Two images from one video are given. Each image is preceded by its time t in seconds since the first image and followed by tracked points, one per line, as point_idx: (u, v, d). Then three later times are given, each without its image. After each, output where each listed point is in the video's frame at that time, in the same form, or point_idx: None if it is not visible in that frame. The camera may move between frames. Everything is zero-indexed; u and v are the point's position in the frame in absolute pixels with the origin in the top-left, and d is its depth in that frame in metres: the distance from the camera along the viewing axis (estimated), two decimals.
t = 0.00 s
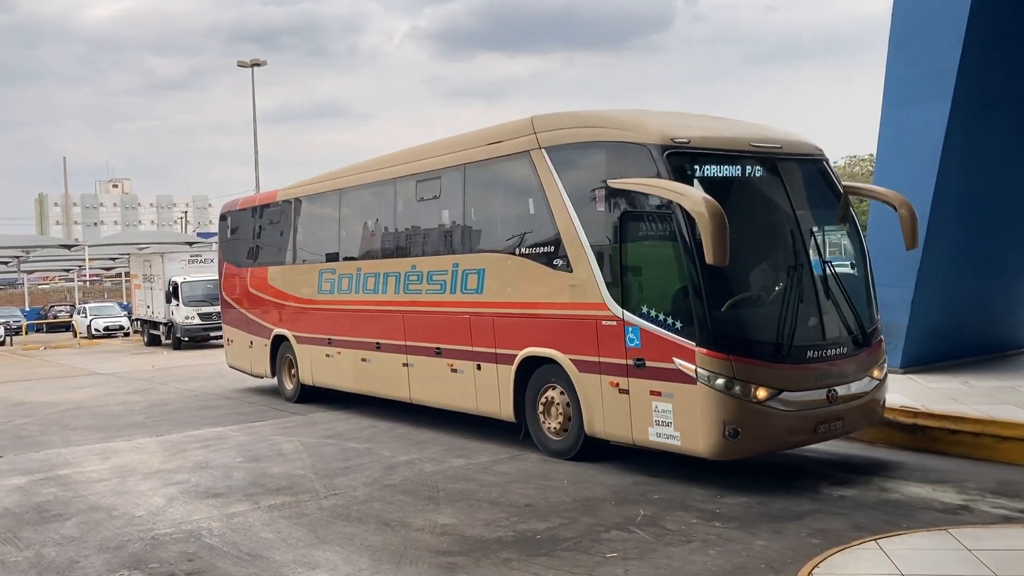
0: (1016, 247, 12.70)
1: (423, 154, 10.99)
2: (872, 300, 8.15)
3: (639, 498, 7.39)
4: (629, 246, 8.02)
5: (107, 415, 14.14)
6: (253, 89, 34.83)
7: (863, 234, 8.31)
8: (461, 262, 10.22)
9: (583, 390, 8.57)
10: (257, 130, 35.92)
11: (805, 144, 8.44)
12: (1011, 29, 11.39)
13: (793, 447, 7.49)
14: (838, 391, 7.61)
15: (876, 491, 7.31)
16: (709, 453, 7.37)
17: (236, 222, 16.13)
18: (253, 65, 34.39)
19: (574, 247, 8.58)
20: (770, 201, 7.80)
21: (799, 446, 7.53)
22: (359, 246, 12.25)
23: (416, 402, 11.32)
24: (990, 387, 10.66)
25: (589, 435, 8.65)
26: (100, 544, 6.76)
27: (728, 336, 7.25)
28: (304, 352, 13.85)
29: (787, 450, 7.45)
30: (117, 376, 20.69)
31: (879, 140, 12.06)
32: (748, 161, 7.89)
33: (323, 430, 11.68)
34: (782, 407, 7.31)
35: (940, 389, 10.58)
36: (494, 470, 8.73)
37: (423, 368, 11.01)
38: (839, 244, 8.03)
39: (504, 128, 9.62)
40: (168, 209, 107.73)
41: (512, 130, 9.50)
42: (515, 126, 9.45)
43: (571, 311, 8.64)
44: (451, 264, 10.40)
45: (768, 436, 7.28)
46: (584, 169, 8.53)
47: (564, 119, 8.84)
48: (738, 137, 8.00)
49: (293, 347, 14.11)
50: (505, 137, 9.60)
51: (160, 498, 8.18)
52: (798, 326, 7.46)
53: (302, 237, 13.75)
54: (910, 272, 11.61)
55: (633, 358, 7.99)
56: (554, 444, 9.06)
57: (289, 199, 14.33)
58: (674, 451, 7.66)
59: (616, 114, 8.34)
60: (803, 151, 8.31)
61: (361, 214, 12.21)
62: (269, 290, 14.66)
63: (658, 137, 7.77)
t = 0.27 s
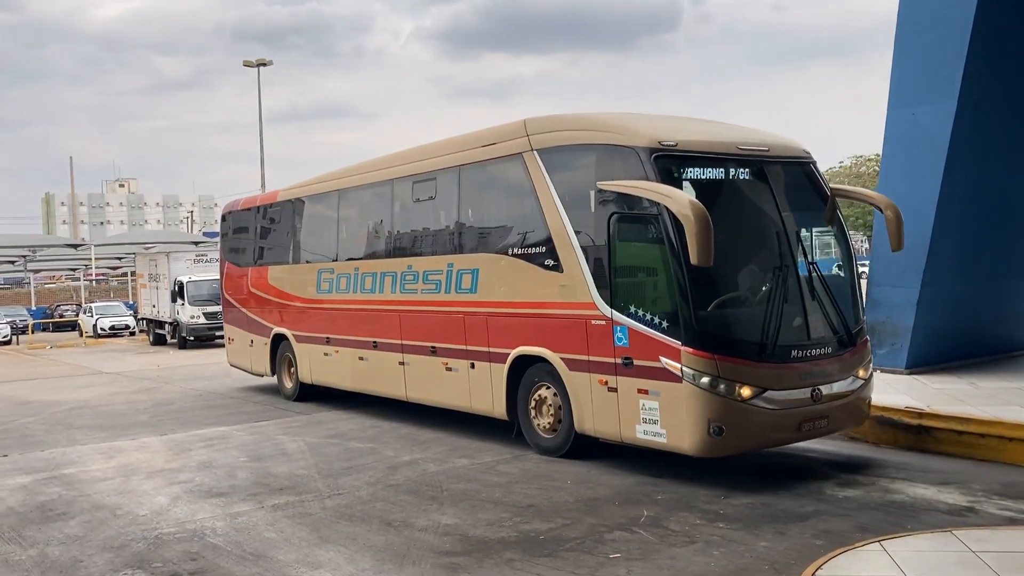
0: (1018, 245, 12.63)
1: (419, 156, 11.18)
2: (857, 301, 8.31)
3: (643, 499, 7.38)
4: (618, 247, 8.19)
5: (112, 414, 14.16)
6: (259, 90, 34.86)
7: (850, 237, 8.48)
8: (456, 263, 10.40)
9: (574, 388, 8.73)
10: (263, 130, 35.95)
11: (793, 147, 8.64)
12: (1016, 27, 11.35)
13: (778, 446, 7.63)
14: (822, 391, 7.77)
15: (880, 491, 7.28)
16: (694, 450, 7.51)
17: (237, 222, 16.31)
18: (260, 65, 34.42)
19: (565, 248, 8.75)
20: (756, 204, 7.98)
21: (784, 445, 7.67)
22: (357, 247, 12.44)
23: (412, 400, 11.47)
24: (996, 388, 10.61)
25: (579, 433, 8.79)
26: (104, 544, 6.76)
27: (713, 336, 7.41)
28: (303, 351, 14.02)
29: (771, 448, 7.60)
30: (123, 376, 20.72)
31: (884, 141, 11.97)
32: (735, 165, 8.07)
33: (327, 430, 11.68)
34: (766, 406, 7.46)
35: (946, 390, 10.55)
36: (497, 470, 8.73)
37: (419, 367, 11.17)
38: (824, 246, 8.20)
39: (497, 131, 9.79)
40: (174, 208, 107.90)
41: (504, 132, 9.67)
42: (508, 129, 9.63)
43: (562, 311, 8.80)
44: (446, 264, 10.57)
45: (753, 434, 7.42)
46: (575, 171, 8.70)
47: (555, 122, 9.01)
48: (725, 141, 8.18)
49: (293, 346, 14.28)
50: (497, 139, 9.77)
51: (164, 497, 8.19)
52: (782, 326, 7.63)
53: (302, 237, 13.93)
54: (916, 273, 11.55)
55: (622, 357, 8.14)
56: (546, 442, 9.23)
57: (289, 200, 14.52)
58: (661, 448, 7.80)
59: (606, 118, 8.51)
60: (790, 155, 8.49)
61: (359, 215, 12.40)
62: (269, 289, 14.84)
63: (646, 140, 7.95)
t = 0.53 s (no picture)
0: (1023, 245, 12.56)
1: (416, 158, 11.35)
2: (844, 302, 8.44)
3: (647, 499, 7.37)
4: (607, 248, 8.33)
5: (119, 413, 14.20)
6: (266, 90, 34.92)
7: (838, 239, 8.62)
8: (451, 262, 10.55)
9: (565, 386, 8.88)
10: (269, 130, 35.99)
11: (781, 149, 8.80)
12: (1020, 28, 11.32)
13: (762, 443, 7.79)
14: (808, 389, 7.92)
15: (885, 492, 7.26)
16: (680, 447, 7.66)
17: (240, 222, 16.50)
18: (267, 64, 34.47)
19: (557, 249, 8.90)
20: (744, 206, 8.13)
21: (768, 442, 7.82)
22: (356, 247, 12.61)
23: (409, 398, 11.64)
24: (1004, 389, 10.57)
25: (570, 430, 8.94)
26: (109, 542, 6.78)
27: (699, 335, 7.56)
28: (303, 349, 14.20)
29: (756, 446, 7.75)
30: (130, 374, 20.76)
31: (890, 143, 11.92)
32: (723, 167, 8.22)
33: (333, 429, 11.70)
34: (751, 404, 7.61)
35: (952, 390, 10.51)
36: (502, 470, 8.73)
37: (415, 365, 11.34)
38: (810, 247, 8.34)
39: (492, 133, 9.94)
40: (181, 207, 108.08)
41: (498, 135, 9.83)
42: (503, 132, 9.78)
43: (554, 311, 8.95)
44: (442, 264, 10.73)
45: (737, 431, 7.58)
46: (567, 173, 8.84)
47: (548, 124, 9.15)
48: (714, 144, 8.33)
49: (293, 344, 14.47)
50: (492, 142, 9.93)
51: (170, 495, 8.20)
52: (767, 326, 7.77)
53: (303, 237, 14.11)
54: (922, 274, 11.52)
55: (611, 355, 8.29)
56: (537, 439, 9.41)
57: (291, 200, 14.70)
58: (648, 445, 7.95)
59: (597, 120, 8.65)
60: (779, 158, 8.63)
61: (358, 216, 12.57)
62: (271, 288, 15.02)
63: (635, 143, 8.09)
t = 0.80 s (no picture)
0: None
1: (413, 159, 11.51)
2: (831, 302, 8.58)
3: (652, 499, 7.36)
4: (598, 248, 8.47)
5: (125, 411, 14.24)
6: (273, 89, 34.98)
7: (826, 240, 8.78)
8: (447, 262, 10.71)
9: (557, 385, 9.04)
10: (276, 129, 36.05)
11: (771, 152, 8.96)
12: None
13: (748, 440, 7.95)
14: (794, 388, 8.09)
15: (891, 493, 7.24)
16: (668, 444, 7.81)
17: (243, 221, 16.68)
18: (274, 64, 34.50)
19: (549, 249, 9.05)
20: (731, 208, 8.31)
21: (754, 439, 7.98)
22: (355, 247, 12.78)
23: (406, 396, 11.82)
24: (1011, 391, 10.53)
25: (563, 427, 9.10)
26: (115, 540, 6.80)
27: (687, 335, 7.71)
28: (303, 346, 14.38)
29: (742, 443, 7.91)
30: (136, 372, 20.79)
31: (896, 141, 11.91)
32: (711, 169, 8.38)
33: (338, 428, 11.71)
34: (737, 402, 7.77)
35: (958, 391, 10.49)
36: (507, 469, 8.73)
37: (412, 363, 11.52)
38: (797, 249, 8.51)
39: (487, 135, 10.09)
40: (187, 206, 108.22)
41: (493, 136, 9.98)
42: (497, 134, 9.92)
43: (547, 310, 9.10)
44: (438, 264, 10.89)
45: (723, 428, 7.74)
46: (559, 174, 8.98)
47: (542, 126, 9.28)
48: (703, 147, 8.49)
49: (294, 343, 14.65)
50: (487, 143, 10.08)
51: (175, 494, 8.22)
52: (754, 326, 7.93)
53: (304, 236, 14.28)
54: (928, 275, 11.48)
55: (601, 354, 8.43)
56: (531, 437, 9.60)
57: (292, 200, 14.87)
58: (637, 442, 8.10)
59: (587, 123, 8.78)
60: (768, 160, 8.80)
61: (357, 216, 12.73)
62: (272, 286, 15.21)
63: (625, 145, 8.22)
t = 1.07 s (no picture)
0: None
1: (410, 160, 11.69)
2: (819, 301, 8.74)
3: (656, 500, 7.35)
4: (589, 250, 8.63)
5: (129, 409, 14.26)
6: (277, 88, 35.02)
7: (815, 240, 8.92)
8: (443, 262, 10.87)
9: (549, 383, 9.19)
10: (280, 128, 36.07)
11: (761, 154, 9.12)
12: None
13: (735, 438, 8.12)
14: (781, 387, 8.26)
15: (897, 494, 7.23)
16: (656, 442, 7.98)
17: (243, 220, 16.84)
18: (278, 63, 34.53)
19: (542, 250, 9.21)
20: (720, 209, 8.45)
21: (741, 437, 8.16)
22: (353, 247, 12.95)
23: (403, 393, 12.00)
24: (1018, 391, 10.49)
25: (556, 425, 9.25)
26: (119, 538, 6.80)
27: (676, 334, 7.86)
28: (302, 345, 14.55)
29: (730, 441, 8.08)
30: (140, 371, 20.81)
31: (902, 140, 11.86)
32: (701, 171, 8.52)
33: (342, 427, 11.71)
34: (724, 401, 7.95)
35: (963, 392, 10.46)
36: (512, 469, 8.73)
37: (410, 362, 11.68)
38: (786, 249, 8.64)
39: (482, 137, 10.26)
40: (191, 205, 108.37)
41: (488, 139, 10.15)
42: (492, 136, 10.09)
43: (539, 310, 9.27)
44: (434, 264, 11.06)
45: (710, 426, 7.91)
46: (552, 176, 9.14)
47: (535, 129, 9.45)
48: (692, 149, 8.63)
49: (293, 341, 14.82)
50: (482, 146, 10.25)
51: (179, 492, 8.22)
52: (742, 325, 8.08)
53: (303, 236, 14.45)
54: (934, 276, 11.45)
55: (592, 354, 8.60)
56: (524, 434, 9.72)
57: (292, 200, 15.05)
58: (627, 440, 8.27)
59: (580, 126, 8.94)
60: (757, 162, 8.94)
61: (355, 216, 12.90)
62: (272, 286, 15.38)
63: (615, 148, 8.38)
